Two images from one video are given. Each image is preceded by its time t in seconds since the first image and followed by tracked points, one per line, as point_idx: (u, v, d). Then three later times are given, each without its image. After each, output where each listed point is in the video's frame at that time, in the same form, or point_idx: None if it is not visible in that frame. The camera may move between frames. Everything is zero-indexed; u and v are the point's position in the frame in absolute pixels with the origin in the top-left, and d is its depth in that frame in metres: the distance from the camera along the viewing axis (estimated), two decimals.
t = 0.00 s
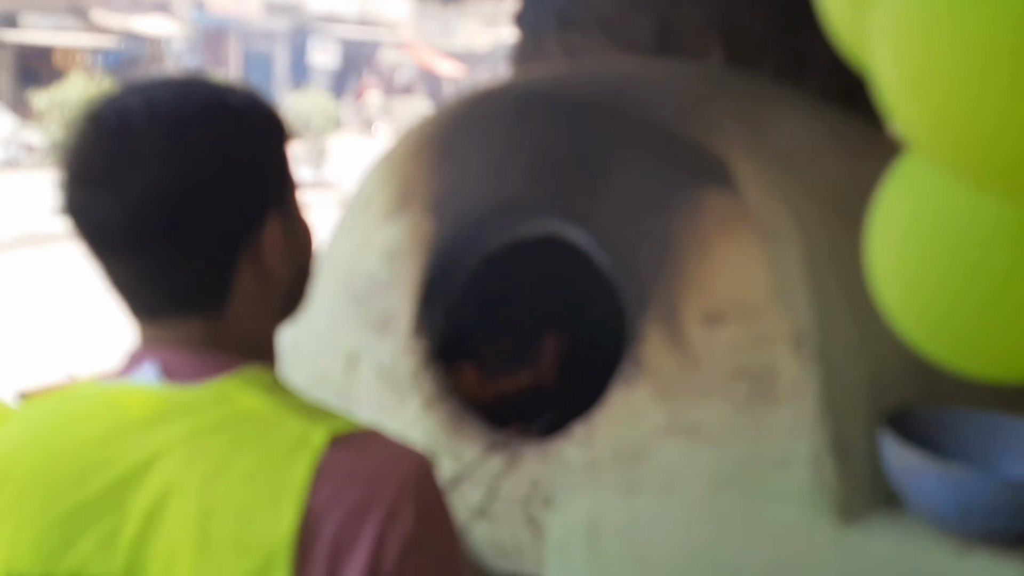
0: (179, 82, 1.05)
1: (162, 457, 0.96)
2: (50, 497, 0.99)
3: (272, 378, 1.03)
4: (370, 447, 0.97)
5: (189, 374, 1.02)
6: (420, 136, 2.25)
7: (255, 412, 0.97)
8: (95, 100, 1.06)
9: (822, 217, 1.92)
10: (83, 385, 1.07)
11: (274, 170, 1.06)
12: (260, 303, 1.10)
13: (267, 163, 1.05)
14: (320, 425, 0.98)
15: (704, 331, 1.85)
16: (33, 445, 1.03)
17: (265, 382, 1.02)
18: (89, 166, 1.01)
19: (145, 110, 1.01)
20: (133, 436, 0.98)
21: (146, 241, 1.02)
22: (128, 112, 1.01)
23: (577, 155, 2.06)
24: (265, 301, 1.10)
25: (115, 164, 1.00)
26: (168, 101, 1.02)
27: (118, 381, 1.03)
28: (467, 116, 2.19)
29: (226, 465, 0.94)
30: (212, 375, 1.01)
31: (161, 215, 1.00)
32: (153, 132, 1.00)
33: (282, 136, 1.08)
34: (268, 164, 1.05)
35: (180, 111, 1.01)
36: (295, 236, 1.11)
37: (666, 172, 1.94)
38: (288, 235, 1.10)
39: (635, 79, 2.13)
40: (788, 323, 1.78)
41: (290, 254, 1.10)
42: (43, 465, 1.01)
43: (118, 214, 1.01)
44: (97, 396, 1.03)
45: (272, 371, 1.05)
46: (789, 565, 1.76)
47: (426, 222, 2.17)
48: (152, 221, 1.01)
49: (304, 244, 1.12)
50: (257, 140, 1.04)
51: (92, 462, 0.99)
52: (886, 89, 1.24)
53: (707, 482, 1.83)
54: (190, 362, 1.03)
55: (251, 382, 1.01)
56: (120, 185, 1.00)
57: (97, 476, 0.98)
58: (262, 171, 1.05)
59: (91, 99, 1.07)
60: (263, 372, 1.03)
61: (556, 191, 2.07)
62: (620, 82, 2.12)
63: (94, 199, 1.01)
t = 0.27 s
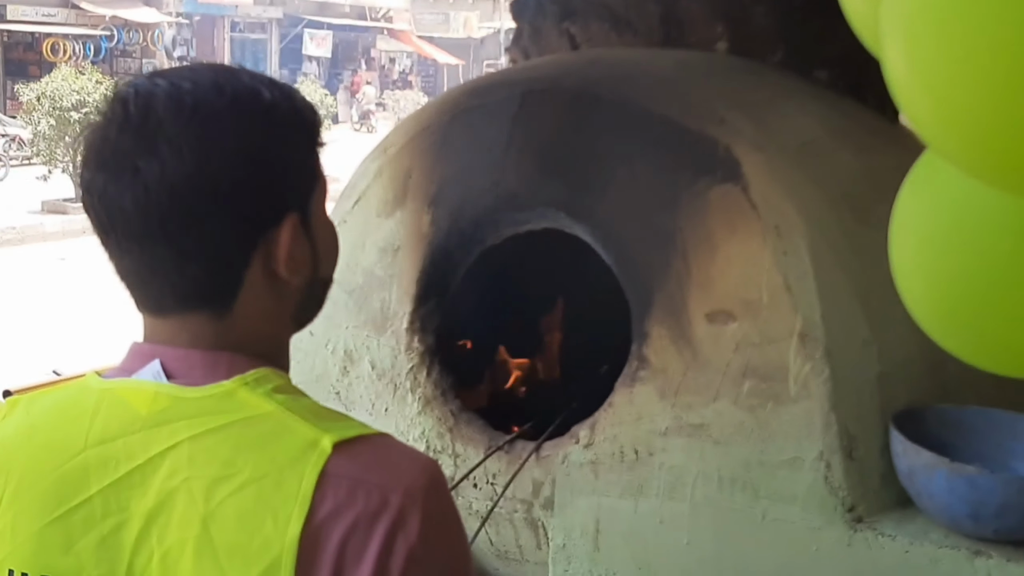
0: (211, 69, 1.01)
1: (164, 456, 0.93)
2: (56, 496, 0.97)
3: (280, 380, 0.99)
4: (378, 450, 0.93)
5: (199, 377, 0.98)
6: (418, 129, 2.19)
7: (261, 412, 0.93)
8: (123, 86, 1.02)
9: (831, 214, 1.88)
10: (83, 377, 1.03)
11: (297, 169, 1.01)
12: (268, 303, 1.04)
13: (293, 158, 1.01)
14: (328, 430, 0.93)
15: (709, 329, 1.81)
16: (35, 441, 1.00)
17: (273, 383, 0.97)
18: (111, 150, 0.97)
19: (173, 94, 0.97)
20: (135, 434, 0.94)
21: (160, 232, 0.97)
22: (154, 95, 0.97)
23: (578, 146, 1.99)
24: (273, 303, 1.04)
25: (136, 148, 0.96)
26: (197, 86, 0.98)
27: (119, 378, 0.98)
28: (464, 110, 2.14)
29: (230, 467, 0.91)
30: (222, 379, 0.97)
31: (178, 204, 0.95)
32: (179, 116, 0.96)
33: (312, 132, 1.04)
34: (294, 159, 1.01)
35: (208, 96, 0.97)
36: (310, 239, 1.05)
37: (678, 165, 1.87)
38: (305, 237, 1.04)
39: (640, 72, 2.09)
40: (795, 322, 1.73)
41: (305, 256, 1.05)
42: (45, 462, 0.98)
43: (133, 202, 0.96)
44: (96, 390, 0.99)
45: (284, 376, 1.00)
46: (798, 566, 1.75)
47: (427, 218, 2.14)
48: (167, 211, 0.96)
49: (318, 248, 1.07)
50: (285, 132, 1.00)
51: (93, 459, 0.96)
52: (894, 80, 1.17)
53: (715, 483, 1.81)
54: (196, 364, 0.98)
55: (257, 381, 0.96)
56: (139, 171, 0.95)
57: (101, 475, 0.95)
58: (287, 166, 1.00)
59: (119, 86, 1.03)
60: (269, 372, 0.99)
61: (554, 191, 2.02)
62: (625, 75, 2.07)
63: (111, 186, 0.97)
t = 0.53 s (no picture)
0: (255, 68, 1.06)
1: (164, 463, 0.92)
2: (57, 501, 0.95)
3: (282, 388, 0.97)
4: (382, 459, 0.92)
5: (201, 378, 0.97)
6: (422, 129, 2.19)
7: (263, 420, 0.91)
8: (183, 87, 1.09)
9: (835, 213, 1.87)
10: (88, 380, 1.02)
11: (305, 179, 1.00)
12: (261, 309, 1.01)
13: (306, 144, 1.01)
14: (329, 441, 0.92)
15: (713, 330, 1.79)
16: (39, 445, 0.99)
17: (274, 391, 0.96)
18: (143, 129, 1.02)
19: (204, 79, 1.02)
20: (136, 439, 0.93)
21: (170, 203, 0.99)
22: (189, 80, 1.03)
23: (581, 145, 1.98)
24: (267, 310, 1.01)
25: (159, 122, 1.00)
26: (229, 73, 1.02)
27: (124, 382, 0.97)
28: (467, 112, 2.14)
29: (229, 475, 0.89)
30: (223, 382, 0.95)
31: (185, 172, 0.98)
32: (201, 94, 1.00)
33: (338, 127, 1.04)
34: (308, 145, 1.01)
35: (233, 79, 1.01)
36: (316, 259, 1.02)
37: (681, 164, 1.87)
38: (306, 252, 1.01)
39: (643, 72, 2.08)
40: (800, 323, 1.72)
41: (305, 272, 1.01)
42: (48, 466, 0.97)
43: (151, 173, 1.00)
44: (102, 393, 0.98)
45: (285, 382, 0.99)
46: (803, 568, 1.74)
47: (427, 219, 2.13)
48: (177, 180, 0.98)
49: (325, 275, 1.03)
50: (303, 117, 1.01)
51: (95, 464, 0.95)
52: (902, 83, 1.16)
53: (719, 485, 1.80)
54: (200, 365, 0.98)
55: (259, 387, 0.95)
56: (156, 142, 0.99)
57: (101, 480, 0.94)
58: (298, 150, 1.00)
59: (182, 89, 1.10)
60: (271, 379, 0.97)
61: (558, 190, 1.98)
62: (629, 74, 2.06)
63: (137, 161, 1.01)
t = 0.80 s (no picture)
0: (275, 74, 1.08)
1: (168, 469, 0.91)
2: (62, 506, 0.95)
3: (289, 395, 0.97)
4: (387, 469, 0.92)
5: (207, 383, 0.97)
6: (423, 131, 2.19)
7: (268, 428, 0.91)
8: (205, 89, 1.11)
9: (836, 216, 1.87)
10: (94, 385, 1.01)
11: (320, 189, 1.02)
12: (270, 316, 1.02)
13: (315, 153, 1.02)
14: (334, 449, 0.92)
15: (714, 332, 1.79)
16: (46, 448, 0.99)
17: (280, 398, 0.96)
18: (160, 133, 1.04)
19: (222, 85, 1.04)
20: (141, 445, 0.93)
21: (180, 208, 1.01)
22: (207, 86, 1.04)
23: (581, 149, 1.98)
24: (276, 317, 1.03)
25: (174, 127, 1.02)
26: (245, 80, 1.04)
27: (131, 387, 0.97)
28: (465, 114, 2.13)
29: (233, 482, 0.89)
30: (229, 387, 0.96)
31: (195, 178, 1.00)
32: (217, 101, 1.02)
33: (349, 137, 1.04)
34: (316, 154, 1.02)
35: (250, 87, 1.03)
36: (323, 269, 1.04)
37: (681, 167, 1.86)
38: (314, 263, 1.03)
39: (644, 74, 2.08)
40: (800, 326, 1.71)
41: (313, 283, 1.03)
42: (54, 470, 0.97)
43: (164, 177, 1.01)
44: (108, 398, 0.98)
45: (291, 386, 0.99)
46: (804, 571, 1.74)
47: (427, 222, 2.13)
48: (188, 186, 1.00)
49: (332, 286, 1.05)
50: (315, 127, 1.02)
51: (100, 469, 0.95)
52: (904, 89, 1.16)
53: (720, 488, 1.80)
54: (205, 371, 0.98)
55: (265, 393, 0.95)
56: (171, 147, 1.01)
57: (106, 485, 0.94)
58: (307, 159, 1.01)
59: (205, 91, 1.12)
60: (278, 386, 0.97)
61: (558, 193, 1.99)
62: (629, 77, 2.05)
63: (153, 164, 1.03)
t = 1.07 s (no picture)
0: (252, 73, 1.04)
1: (169, 468, 0.91)
2: (62, 506, 0.95)
3: (291, 394, 0.98)
4: (385, 468, 0.92)
5: (208, 384, 0.97)
6: (421, 134, 2.20)
7: (269, 425, 0.91)
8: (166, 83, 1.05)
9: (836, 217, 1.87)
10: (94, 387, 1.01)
11: (321, 194, 1.02)
12: (281, 316, 1.02)
13: (319, 165, 1.02)
14: (337, 446, 0.92)
15: (713, 333, 1.79)
16: (47, 450, 0.99)
17: (282, 396, 0.96)
18: (143, 143, 0.99)
19: (210, 92, 0.99)
20: (141, 444, 0.93)
21: (181, 225, 0.97)
22: (192, 93, 0.99)
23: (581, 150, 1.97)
24: (288, 316, 1.03)
25: (166, 140, 0.97)
26: (234, 87, 1.00)
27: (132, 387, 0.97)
28: (466, 116, 2.14)
29: (235, 480, 0.89)
30: (230, 387, 0.95)
31: (201, 197, 0.96)
32: (212, 113, 0.98)
33: (342, 142, 1.05)
34: (318, 165, 1.01)
35: (243, 96, 0.99)
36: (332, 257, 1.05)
37: (679, 169, 1.87)
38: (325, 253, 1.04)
39: (643, 76, 2.08)
40: (800, 327, 1.72)
41: (324, 272, 1.04)
42: (54, 471, 0.97)
43: (160, 194, 0.97)
44: (108, 399, 0.98)
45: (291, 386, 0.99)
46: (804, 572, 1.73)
47: (427, 224, 2.12)
48: (191, 204, 0.97)
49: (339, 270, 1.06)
50: (314, 137, 1.01)
51: (100, 469, 0.94)
52: (903, 91, 1.16)
53: (719, 490, 1.79)
54: (205, 372, 0.97)
55: (266, 392, 0.95)
56: (167, 163, 0.97)
57: (106, 485, 0.94)
58: (311, 170, 1.01)
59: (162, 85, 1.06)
60: (280, 385, 0.97)
61: (559, 195, 1.98)
62: (629, 79, 2.06)
63: (140, 176, 0.98)
